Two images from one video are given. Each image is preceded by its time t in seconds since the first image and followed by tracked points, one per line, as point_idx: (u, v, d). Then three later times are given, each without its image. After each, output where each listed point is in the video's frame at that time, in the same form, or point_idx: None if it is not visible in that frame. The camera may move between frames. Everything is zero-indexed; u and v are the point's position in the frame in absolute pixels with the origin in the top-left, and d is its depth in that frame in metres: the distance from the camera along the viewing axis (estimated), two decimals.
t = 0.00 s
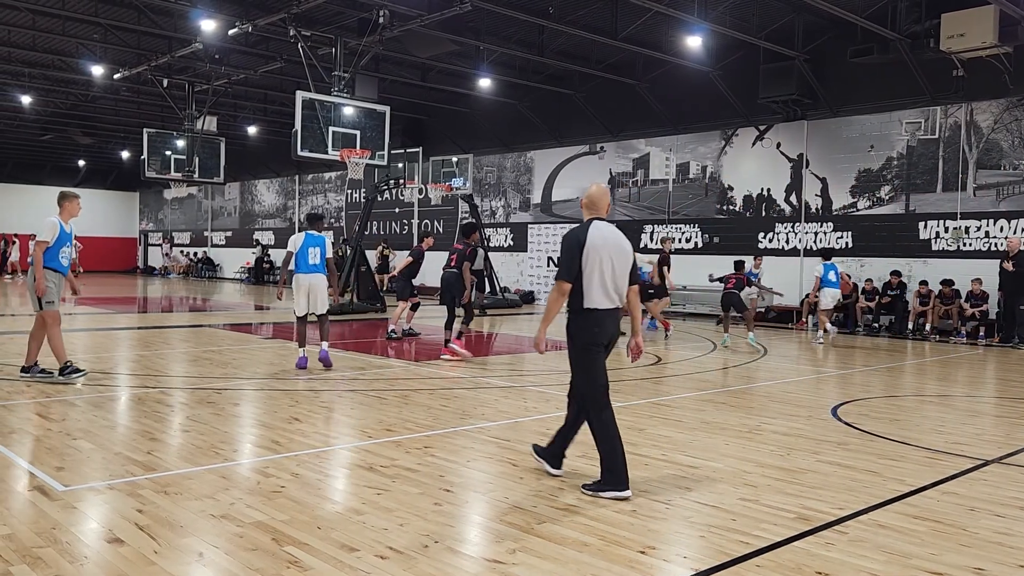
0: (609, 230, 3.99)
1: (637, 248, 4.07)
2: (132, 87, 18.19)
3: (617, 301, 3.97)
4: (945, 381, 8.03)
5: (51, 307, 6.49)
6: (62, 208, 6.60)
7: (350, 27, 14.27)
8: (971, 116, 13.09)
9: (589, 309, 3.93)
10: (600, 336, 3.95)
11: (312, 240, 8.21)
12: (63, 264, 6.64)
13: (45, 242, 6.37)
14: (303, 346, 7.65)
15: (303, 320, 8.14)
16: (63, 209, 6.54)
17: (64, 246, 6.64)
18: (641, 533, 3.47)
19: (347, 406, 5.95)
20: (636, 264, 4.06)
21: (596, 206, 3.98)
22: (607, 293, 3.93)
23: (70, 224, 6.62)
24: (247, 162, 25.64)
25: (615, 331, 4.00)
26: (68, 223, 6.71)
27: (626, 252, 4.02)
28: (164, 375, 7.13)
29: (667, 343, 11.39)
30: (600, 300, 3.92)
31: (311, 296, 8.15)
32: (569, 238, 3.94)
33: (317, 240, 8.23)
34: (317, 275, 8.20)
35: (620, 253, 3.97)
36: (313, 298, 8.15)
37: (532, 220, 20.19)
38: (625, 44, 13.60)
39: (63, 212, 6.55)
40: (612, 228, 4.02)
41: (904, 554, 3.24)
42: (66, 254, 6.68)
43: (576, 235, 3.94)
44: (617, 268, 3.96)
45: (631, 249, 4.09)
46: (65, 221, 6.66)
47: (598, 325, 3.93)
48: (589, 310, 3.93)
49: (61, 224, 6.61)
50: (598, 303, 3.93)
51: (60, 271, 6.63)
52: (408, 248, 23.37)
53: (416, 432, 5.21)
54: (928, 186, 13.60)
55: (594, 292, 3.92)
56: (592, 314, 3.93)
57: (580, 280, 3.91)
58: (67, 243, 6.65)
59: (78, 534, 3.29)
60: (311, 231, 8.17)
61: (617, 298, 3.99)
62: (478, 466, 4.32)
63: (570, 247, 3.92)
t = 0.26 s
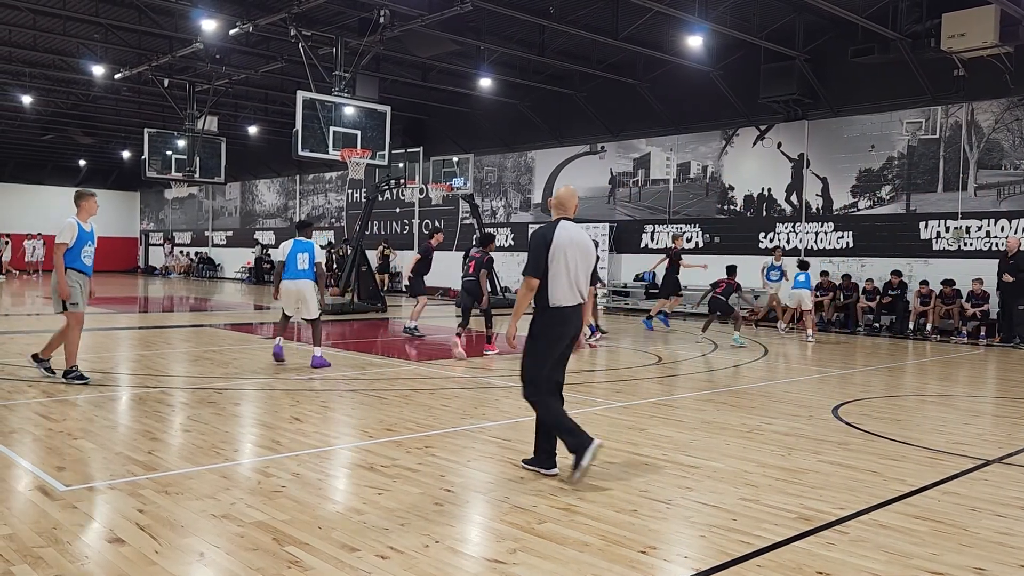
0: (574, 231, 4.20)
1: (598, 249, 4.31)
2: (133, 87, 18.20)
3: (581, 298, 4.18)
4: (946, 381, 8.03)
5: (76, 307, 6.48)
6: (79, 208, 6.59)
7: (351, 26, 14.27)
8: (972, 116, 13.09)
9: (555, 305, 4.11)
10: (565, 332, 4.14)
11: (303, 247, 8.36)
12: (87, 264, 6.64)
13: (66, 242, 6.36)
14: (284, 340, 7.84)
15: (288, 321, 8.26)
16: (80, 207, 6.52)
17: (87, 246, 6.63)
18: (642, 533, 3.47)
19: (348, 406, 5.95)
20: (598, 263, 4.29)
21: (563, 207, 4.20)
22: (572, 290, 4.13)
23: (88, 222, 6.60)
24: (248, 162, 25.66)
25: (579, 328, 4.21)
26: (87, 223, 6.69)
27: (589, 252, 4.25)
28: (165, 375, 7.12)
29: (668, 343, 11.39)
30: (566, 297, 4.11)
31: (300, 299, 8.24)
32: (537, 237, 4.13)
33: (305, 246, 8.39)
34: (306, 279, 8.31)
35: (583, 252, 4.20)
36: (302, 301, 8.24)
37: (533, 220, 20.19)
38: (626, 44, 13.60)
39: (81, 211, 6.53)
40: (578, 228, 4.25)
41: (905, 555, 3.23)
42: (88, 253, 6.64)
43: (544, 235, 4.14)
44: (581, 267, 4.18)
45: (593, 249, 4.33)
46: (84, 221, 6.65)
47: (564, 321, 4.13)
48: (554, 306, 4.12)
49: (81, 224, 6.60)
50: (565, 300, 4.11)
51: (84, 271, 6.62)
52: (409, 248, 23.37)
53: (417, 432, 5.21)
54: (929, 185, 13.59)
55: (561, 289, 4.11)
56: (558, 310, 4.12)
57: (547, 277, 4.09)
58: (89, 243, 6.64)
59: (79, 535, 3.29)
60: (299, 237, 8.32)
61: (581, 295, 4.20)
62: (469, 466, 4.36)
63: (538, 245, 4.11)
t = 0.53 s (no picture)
0: (545, 229, 4.32)
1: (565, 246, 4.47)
2: (132, 87, 18.20)
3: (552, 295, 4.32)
4: (945, 381, 8.03)
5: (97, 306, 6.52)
6: (101, 205, 6.61)
7: (350, 26, 14.26)
8: (971, 116, 13.09)
9: (529, 303, 4.22)
10: (536, 326, 4.28)
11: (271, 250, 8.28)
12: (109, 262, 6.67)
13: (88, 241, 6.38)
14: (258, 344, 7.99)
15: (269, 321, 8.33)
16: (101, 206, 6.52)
17: (109, 245, 6.65)
18: (641, 533, 3.47)
19: (347, 406, 5.95)
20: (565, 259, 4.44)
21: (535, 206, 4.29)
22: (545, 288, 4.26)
23: (110, 220, 6.61)
24: (247, 162, 25.65)
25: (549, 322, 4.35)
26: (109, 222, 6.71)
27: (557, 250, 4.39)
28: (164, 375, 7.12)
29: (667, 343, 11.38)
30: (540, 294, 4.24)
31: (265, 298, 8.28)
32: (511, 236, 4.19)
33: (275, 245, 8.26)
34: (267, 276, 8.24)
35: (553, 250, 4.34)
36: (267, 300, 8.22)
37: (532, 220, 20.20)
38: (625, 45, 13.60)
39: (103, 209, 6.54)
40: (548, 227, 4.36)
41: (904, 554, 3.23)
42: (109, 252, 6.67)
43: (518, 234, 4.21)
44: (551, 264, 4.31)
45: (560, 245, 4.48)
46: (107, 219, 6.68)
47: (537, 316, 4.26)
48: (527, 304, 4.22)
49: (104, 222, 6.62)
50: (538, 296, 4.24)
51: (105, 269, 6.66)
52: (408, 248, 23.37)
53: (416, 432, 5.20)
54: (928, 185, 13.60)
55: (536, 286, 4.22)
56: (530, 307, 4.23)
57: (523, 274, 4.18)
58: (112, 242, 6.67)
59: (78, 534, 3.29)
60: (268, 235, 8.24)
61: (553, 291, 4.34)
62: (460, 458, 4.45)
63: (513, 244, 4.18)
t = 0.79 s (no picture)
0: (505, 230, 4.41)
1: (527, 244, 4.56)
2: (132, 87, 18.18)
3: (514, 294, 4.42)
4: (945, 381, 8.03)
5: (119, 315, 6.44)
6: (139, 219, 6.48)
7: (350, 26, 14.26)
8: (970, 116, 13.10)
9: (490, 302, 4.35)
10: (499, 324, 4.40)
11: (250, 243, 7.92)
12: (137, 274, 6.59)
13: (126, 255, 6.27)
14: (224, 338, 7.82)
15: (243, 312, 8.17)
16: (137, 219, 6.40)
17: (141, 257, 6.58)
18: (641, 533, 3.48)
19: (347, 406, 5.95)
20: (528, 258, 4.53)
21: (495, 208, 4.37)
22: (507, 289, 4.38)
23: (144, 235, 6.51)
24: (246, 163, 25.65)
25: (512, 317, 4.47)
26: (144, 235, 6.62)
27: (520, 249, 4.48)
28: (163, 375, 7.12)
29: (667, 343, 11.39)
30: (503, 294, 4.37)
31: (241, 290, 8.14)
32: (472, 239, 4.28)
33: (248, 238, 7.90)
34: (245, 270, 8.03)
35: (516, 250, 4.43)
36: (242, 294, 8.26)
37: (531, 220, 20.21)
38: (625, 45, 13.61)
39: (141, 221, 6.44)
40: (509, 228, 4.45)
41: (903, 554, 3.24)
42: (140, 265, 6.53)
43: (478, 237, 4.30)
44: (513, 264, 4.39)
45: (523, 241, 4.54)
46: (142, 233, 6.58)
47: (499, 315, 4.38)
48: (488, 304, 4.35)
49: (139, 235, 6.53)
50: (499, 297, 4.36)
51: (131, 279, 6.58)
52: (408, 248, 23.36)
53: (416, 432, 5.21)
54: (927, 185, 13.61)
55: (497, 287, 4.33)
56: (491, 307, 4.36)
57: (484, 276, 4.29)
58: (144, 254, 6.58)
59: (78, 534, 3.29)
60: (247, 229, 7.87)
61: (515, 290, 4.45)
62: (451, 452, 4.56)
63: (473, 246, 4.28)
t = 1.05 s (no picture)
0: (472, 229, 4.60)
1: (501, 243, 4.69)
2: (131, 87, 18.18)
3: (479, 288, 4.55)
4: (944, 381, 8.03)
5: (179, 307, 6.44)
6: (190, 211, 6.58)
7: (349, 27, 14.25)
8: (970, 116, 13.10)
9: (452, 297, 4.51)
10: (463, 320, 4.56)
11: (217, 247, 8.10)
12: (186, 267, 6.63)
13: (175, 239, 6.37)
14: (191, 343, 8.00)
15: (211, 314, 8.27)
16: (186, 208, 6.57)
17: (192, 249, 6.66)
18: (641, 533, 3.48)
19: (346, 406, 5.95)
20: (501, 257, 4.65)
21: (462, 208, 4.57)
22: (470, 283, 4.52)
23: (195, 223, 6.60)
24: (246, 163, 25.65)
25: (480, 312, 4.60)
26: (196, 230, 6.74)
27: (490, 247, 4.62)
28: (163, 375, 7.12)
29: (667, 343, 11.39)
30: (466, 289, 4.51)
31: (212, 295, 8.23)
32: (435, 236, 4.51)
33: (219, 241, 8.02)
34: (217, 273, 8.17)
35: (483, 247, 4.58)
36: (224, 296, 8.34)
37: (531, 220, 20.21)
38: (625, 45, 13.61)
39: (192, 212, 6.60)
40: (478, 227, 4.62)
41: (903, 554, 3.24)
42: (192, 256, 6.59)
43: (442, 234, 4.52)
44: (478, 260, 4.53)
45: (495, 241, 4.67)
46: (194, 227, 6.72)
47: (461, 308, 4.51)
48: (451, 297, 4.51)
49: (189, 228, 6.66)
50: (462, 292, 4.51)
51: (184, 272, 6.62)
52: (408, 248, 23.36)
53: (415, 432, 5.21)
54: (927, 185, 13.61)
55: (458, 282, 4.50)
56: (454, 300, 4.51)
57: (444, 271, 4.50)
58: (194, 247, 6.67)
59: (77, 534, 3.29)
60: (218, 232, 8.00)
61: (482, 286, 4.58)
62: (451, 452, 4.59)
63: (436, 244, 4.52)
